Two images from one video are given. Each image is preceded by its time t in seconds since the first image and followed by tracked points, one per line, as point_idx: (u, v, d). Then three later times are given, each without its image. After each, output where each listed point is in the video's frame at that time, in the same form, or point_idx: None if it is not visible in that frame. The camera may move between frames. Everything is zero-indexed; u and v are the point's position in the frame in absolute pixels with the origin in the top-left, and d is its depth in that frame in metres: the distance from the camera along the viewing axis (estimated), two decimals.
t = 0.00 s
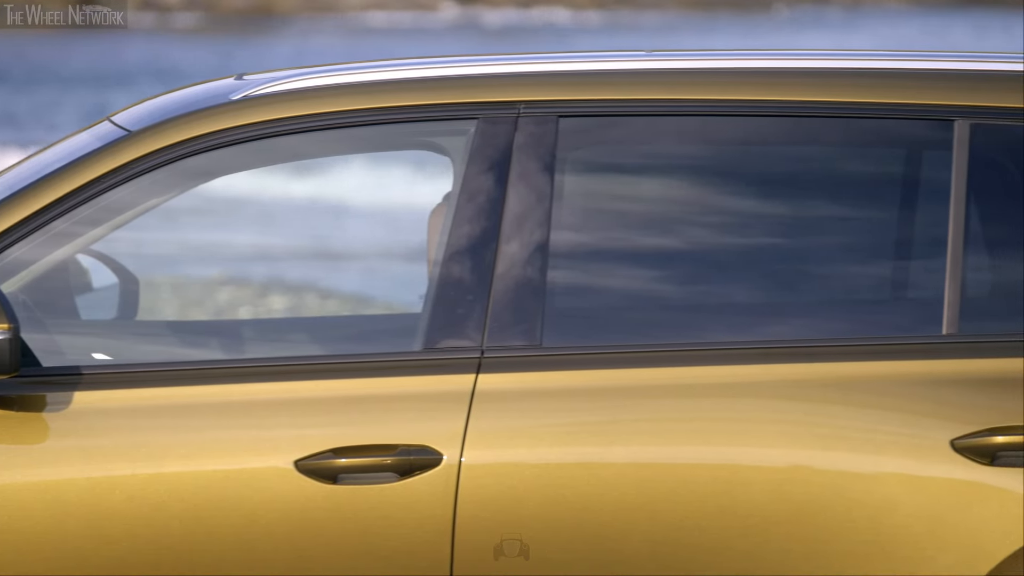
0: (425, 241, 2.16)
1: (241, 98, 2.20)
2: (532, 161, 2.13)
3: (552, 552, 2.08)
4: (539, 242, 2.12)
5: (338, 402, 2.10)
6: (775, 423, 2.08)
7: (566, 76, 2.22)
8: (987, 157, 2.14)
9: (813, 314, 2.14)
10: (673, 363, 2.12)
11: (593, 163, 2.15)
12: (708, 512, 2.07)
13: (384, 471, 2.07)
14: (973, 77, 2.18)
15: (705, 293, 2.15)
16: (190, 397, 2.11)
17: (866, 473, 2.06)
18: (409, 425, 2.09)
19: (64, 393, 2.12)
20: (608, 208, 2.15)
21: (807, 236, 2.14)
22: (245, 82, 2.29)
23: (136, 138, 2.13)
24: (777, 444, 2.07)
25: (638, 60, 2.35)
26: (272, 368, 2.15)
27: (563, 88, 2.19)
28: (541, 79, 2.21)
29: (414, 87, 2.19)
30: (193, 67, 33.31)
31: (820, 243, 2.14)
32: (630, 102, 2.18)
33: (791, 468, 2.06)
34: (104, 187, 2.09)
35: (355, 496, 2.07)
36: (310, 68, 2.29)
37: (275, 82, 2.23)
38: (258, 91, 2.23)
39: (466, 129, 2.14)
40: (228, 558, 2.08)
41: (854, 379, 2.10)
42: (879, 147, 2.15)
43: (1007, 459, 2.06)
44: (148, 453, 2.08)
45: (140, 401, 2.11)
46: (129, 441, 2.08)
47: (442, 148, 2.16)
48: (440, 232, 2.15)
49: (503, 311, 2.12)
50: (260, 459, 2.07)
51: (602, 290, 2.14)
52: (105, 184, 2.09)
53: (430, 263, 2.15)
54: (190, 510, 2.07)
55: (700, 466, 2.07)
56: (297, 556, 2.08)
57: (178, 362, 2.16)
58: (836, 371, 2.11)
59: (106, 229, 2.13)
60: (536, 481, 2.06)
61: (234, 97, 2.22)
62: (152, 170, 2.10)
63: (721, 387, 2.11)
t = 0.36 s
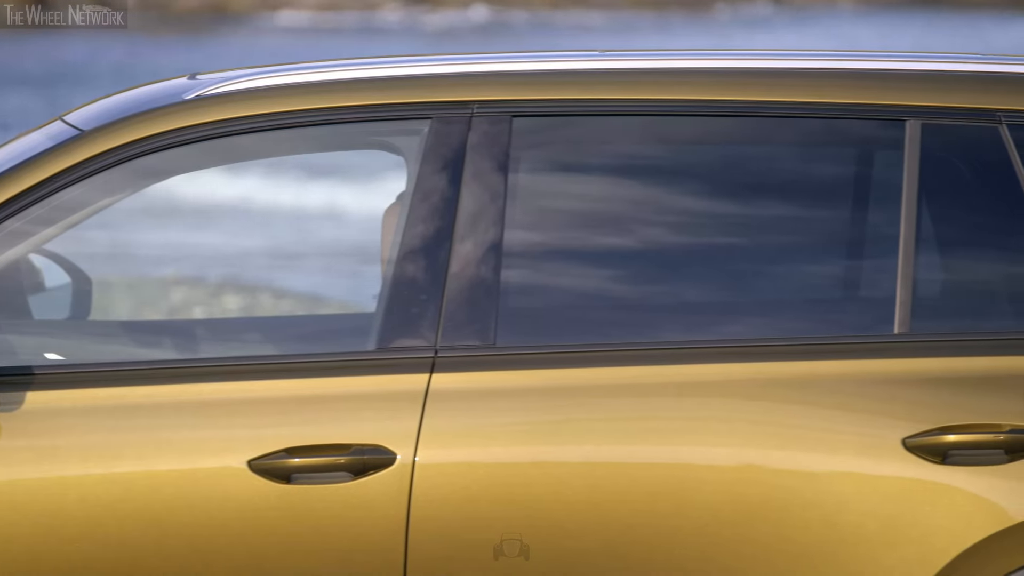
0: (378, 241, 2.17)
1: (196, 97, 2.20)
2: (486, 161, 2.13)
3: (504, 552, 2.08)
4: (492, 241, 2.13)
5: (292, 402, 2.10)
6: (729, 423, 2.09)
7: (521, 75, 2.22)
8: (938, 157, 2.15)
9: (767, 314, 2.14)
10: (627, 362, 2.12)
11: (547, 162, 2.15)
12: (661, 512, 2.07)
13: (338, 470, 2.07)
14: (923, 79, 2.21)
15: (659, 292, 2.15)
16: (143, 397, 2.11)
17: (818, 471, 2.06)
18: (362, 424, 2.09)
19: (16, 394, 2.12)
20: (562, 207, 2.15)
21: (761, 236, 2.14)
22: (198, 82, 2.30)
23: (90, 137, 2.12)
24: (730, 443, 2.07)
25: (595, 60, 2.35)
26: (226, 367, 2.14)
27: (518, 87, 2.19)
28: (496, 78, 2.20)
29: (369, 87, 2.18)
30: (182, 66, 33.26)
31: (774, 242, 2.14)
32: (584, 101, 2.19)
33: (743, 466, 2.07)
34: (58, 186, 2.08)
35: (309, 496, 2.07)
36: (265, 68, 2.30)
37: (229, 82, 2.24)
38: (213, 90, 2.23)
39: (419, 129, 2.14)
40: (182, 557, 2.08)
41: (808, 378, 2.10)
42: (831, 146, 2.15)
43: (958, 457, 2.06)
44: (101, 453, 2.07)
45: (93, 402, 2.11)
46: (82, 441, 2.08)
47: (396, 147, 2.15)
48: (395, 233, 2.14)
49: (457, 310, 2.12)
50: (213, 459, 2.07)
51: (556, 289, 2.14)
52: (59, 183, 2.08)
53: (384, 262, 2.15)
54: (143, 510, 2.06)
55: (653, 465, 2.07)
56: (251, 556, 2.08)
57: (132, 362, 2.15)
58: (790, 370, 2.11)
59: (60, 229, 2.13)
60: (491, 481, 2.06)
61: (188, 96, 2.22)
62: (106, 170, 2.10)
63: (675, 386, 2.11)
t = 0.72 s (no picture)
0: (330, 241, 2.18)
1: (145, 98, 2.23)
2: (439, 160, 2.15)
3: (457, 550, 2.07)
4: (445, 240, 2.13)
5: (245, 401, 2.09)
6: (682, 422, 2.08)
7: (475, 75, 2.24)
8: (889, 156, 2.17)
9: (720, 313, 2.14)
10: (580, 361, 2.12)
11: (501, 162, 2.16)
12: (615, 511, 2.07)
13: (291, 470, 2.07)
14: (872, 79, 2.23)
15: (612, 291, 2.15)
16: (95, 396, 2.10)
17: (771, 470, 2.06)
18: (314, 424, 2.08)
19: None
20: (515, 206, 2.15)
21: (714, 235, 2.14)
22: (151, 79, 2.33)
23: (40, 137, 2.17)
24: (683, 442, 2.07)
25: (551, 59, 2.36)
26: (178, 366, 2.13)
27: (471, 86, 2.20)
28: (449, 78, 2.22)
29: (315, 86, 2.21)
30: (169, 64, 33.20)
31: (726, 241, 2.14)
32: (537, 101, 2.20)
33: (696, 466, 2.06)
34: (9, 186, 2.14)
35: (261, 496, 2.06)
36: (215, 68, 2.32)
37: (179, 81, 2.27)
38: (163, 89, 2.26)
39: (372, 128, 2.16)
40: (134, 558, 2.07)
41: (760, 377, 2.10)
42: (782, 145, 2.17)
43: (911, 456, 2.06)
44: (52, 453, 2.07)
45: (45, 401, 2.10)
46: (34, 441, 2.07)
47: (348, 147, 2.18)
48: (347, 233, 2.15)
49: (411, 309, 2.12)
50: (165, 459, 2.06)
51: (510, 288, 2.14)
52: (10, 183, 2.14)
53: (337, 261, 2.15)
54: (95, 511, 2.06)
55: (607, 464, 2.07)
56: (204, 557, 2.07)
57: (84, 361, 2.15)
58: (742, 369, 2.11)
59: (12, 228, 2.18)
60: (444, 481, 2.05)
61: (137, 96, 2.25)
62: (55, 169, 2.15)
63: (629, 385, 2.10)
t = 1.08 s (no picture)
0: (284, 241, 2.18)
1: (98, 96, 2.25)
2: (393, 159, 2.15)
3: (410, 549, 2.07)
4: (399, 240, 2.13)
5: (198, 401, 2.09)
6: (636, 421, 2.08)
7: (430, 75, 2.25)
8: (841, 156, 2.17)
9: (674, 312, 2.14)
10: (534, 361, 2.12)
11: (456, 161, 2.17)
12: (569, 511, 2.06)
13: (245, 470, 2.06)
14: (825, 79, 2.24)
15: (566, 290, 2.15)
16: (48, 396, 2.10)
17: (725, 469, 2.06)
18: (268, 424, 2.08)
19: None
20: (469, 206, 2.16)
21: (668, 234, 2.15)
22: (104, 78, 2.36)
23: None
24: (636, 441, 2.07)
25: (508, 58, 2.37)
26: (133, 365, 2.13)
27: (425, 86, 2.21)
28: (405, 78, 2.23)
29: (273, 85, 2.22)
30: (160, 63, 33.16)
31: (680, 240, 2.15)
32: (490, 100, 2.20)
33: (650, 465, 2.06)
34: None
35: (215, 496, 2.06)
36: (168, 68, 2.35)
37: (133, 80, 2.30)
38: (116, 88, 2.29)
39: (327, 127, 2.17)
40: (88, 558, 2.06)
41: (715, 376, 2.10)
42: (735, 144, 2.18)
43: (863, 454, 2.06)
44: (6, 452, 2.07)
45: None
46: None
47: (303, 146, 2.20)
48: (301, 231, 2.15)
49: (364, 309, 2.12)
50: (118, 458, 2.06)
51: (465, 287, 2.14)
52: None
53: (291, 261, 2.16)
54: (48, 511, 2.05)
55: (561, 463, 2.06)
56: (158, 557, 2.06)
57: (38, 361, 2.14)
58: (696, 368, 2.10)
59: None
60: (398, 480, 2.05)
61: (91, 95, 2.28)
62: (9, 168, 2.16)
63: (583, 385, 2.10)
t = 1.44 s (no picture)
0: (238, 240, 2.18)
1: (48, 95, 2.25)
2: (347, 158, 2.16)
3: (365, 549, 2.06)
4: (354, 239, 2.13)
5: (152, 401, 2.09)
6: (590, 420, 2.08)
7: (386, 74, 2.26)
8: (794, 155, 2.18)
9: (629, 311, 2.15)
10: (489, 360, 2.12)
11: (411, 161, 2.17)
12: (524, 511, 2.06)
13: (199, 470, 2.06)
14: (778, 79, 2.25)
15: (521, 290, 2.15)
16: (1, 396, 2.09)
17: (680, 468, 2.05)
18: (222, 423, 2.07)
19: None
20: (424, 205, 2.16)
21: (622, 234, 2.15)
22: (54, 78, 2.36)
23: None
24: (591, 441, 2.07)
25: (467, 58, 2.38)
26: (86, 366, 2.13)
27: (380, 86, 2.22)
28: (360, 77, 2.24)
29: (227, 85, 2.23)
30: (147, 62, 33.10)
31: (635, 239, 2.15)
32: (444, 99, 2.21)
33: (604, 464, 2.06)
34: None
35: (168, 497, 2.05)
36: (119, 68, 2.36)
37: (84, 80, 2.30)
38: (66, 87, 2.28)
39: (280, 127, 2.18)
40: (41, 558, 2.06)
41: (670, 375, 2.10)
42: (688, 144, 2.19)
43: (817, 453, 2.06)
44: None
45: None
46: None
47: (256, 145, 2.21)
48: (255, 231, 2.15)
49: (319, 309, 2.12)
50: (71, 458, 2.05)
51: (420, 287, 2.14)
52: None
53: (245, 261, 2.16)
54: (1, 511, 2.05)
55: (516, 463, 2.06)
56: (111, 558, 2.05)
57: None
58: (651, 368, 2.10)
59: None
60: (352, 480, 2.05)
61: (42, 94, 2.28)
62: None
63: (538, 384, 2.10)
